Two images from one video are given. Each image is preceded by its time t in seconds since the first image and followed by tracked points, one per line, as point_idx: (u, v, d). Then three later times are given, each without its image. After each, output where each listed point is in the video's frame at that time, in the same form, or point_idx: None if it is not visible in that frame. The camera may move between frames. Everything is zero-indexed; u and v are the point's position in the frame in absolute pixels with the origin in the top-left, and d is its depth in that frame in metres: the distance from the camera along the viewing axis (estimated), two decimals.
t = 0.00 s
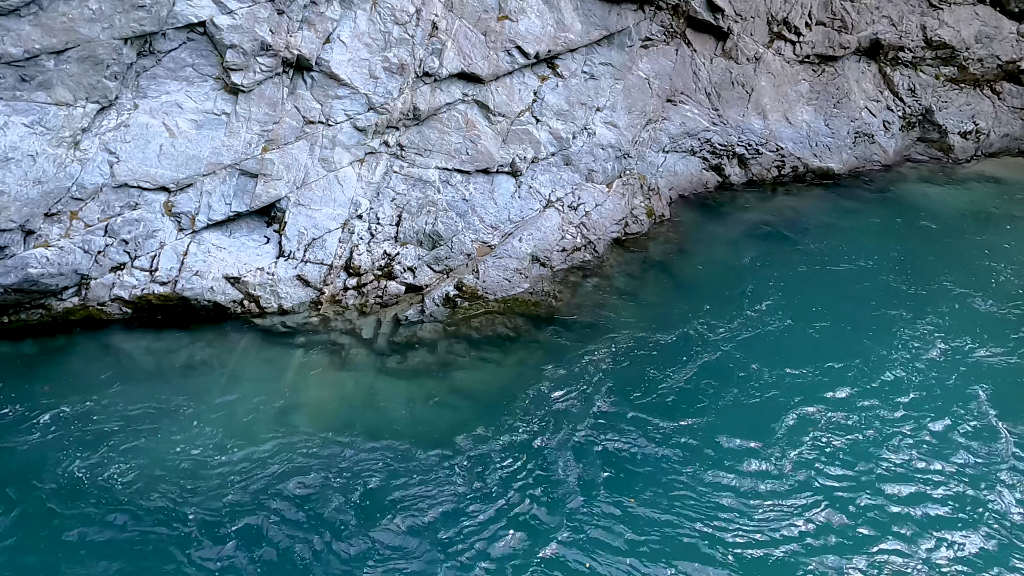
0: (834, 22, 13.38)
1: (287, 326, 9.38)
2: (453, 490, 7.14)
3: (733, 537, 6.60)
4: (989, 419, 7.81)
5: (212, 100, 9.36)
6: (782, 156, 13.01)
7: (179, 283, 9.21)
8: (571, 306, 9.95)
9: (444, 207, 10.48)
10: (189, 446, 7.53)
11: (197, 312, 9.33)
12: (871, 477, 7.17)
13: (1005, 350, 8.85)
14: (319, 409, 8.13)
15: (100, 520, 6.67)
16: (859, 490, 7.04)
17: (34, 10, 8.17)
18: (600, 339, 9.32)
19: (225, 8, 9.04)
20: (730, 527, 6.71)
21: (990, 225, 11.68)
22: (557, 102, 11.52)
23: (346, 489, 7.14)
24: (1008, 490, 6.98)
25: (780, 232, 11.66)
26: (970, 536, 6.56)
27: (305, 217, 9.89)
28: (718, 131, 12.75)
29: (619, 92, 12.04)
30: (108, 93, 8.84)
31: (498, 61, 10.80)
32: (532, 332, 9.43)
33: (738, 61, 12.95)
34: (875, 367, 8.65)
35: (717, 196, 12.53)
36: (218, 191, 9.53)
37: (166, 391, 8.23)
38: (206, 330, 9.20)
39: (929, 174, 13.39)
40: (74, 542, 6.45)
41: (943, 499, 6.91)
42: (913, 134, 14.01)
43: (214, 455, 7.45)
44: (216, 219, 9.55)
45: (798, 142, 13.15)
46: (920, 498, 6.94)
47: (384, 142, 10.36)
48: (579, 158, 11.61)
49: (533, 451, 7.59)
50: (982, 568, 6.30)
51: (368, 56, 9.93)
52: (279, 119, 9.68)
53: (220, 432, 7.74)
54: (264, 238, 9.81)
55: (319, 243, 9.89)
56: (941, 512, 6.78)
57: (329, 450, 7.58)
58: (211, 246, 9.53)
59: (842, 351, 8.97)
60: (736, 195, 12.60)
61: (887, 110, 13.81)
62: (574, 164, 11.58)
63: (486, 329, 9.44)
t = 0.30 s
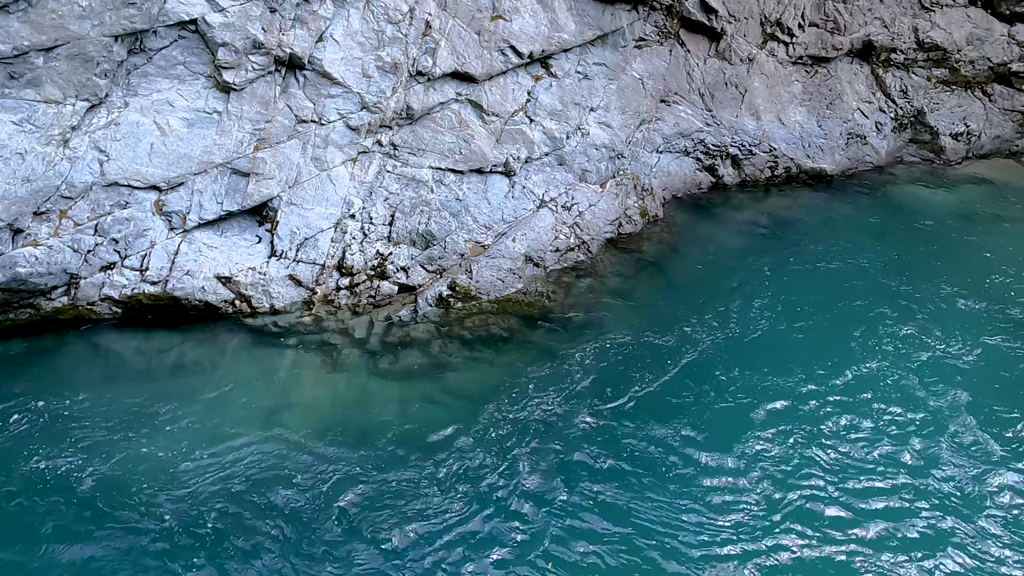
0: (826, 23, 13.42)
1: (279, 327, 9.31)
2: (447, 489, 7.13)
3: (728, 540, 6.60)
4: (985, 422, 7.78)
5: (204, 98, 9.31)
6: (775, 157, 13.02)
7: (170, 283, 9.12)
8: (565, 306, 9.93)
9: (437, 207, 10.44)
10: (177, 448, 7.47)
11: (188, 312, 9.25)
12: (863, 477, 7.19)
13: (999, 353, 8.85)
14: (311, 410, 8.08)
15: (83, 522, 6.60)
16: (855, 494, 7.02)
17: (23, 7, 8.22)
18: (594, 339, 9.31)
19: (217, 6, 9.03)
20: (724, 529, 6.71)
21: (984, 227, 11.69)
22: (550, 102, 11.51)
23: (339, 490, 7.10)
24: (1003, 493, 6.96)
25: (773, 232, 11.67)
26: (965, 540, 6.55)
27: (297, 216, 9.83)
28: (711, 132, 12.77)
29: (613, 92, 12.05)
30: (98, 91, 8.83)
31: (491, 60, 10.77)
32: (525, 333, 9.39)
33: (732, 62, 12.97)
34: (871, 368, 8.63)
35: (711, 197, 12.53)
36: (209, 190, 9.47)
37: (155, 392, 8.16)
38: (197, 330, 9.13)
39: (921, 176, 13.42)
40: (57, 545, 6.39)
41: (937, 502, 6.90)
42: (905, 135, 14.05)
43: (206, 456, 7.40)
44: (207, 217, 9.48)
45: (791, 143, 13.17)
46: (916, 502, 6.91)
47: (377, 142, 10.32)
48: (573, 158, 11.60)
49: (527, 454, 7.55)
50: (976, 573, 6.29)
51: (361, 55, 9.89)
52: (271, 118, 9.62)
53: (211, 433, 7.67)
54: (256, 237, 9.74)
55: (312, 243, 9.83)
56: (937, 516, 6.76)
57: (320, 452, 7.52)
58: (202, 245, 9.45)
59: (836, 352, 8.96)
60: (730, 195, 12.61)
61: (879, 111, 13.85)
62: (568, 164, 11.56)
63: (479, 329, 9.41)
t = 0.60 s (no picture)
0: (819, 25, 13.49)
1: (273, 327, 9.27)
2: (445, 488, 7.15)
3: (724, 539, 6.63)
4: (976, 422, 7.84)
5: (197, 97, 9.26)
6: (768, 158, 13.08)
7: (163, 283, 9.08)
8: (560, 306, 9.94)
9: (432, 207, 10.43)
10: (171, 449, 7.42)
11: (182, 313, 9.20)
12: (858, 474, 7.25)
13: (989, 352, 8.93)
14: (307, 410, 8.06)
15: (81, 521, 6.59)
16: (849, 494, 7.04)
17: (14, 5, 8.13)
18: (590, 338, 9.34)
19: (211, 5, 8.97)
20: (720, 527, 6.74)
21: (974, 228, 11.79)
22: (545, 103, 11.51)
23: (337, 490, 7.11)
24: (994, 493, 7.02)
25: (767, 233, 11.74)
26: (957, 538, 6.60)
27: (291, 216, 9.80)
28: (705, 133, 12.81)
29: (608, 93, 12.08)
30: (91, 91, 8.77)
31: (486, 61, 10.77)
32: (520, 333, 9.40)
33: (725, 64, 13.02)
34: (864, 369, 8.68)
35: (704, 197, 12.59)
36: (203, 190, 9.42)
37: (148, 393, 8.11)
38: (191, 331, 9.08)
39: (912, 177, 13.52)
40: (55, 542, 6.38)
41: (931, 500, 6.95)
42: (897, 136, 14.13)
43: (200, 457, 7.36)
44: (201, 218, 9.44)
45: (784, 144, 13.24)
46: (909, 501, 6.96)
47: (371, 142, 10.30)
48: (568, 159, 11.61)
49: (522, 454, 7.55)
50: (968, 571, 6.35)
51: (356, 55, 9.86)
52: (265, 118, 9.58)
53: (205, 434, 7.64)
54: (250, 238, 9.70)
55: (306, 243, 9.80)
56: (930, 514, 6.81)
57: (317, 453, 7.50)
58: (195, 246, 9.41)
59: (829, 352, 9.01)
60: (723, 196, 12.66)
61: (871, 112, 13.93)
62: (562, 164, 11.57)
63: (474, 330, 9.41)
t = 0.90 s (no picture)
0: (810, 25, 13.55)
1: (266, 328, 9.25)
2: (438, 485, 7.17)
3: (716, 536, 6.65)
4: (965, 420, 7.89)
5: (189, 98, 9.23)
6: (760, 158, 13.13)
7: (154, 284, 9.05)
8: (553, 306, 9.96)
9: (425, 208, 10.42)
10: (162, 451, 7.38)
11: (173, 314, 9.16)
12: (849, 473, 7.27)
13: (980, 349, 9.03)
14: (299, 410, 8.06)
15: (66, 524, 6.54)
16: (842, 490, 7.09)
17: (3, 5, 8.07)
18: (583, 338, 9.35)
19: (202, 5, 8.94)
20: (713, 526, 6.75)
21: (964, 228, 11.87)
22: (538, 103, 11.52)
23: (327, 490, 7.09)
24: (984, 490, 7.06)
25: (759, 233, 11.79)
26: (948, 534, 6.63)
27: (284, 217, 9.78)
28: (697, 133, 12.85)
29: (600, 93, 12.11)
30: (81, 91, 8.73)
31: (479, 61, 10.77)
32: (513, 333, 9.41)
33: (717, 64, 13.07)
34: (854, 367, 8.74)
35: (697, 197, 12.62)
36: (194, 190, 9.39)
37: (139, 395, 8.06)
38: (182, 332, 9.04)
39: (903, 177, 13.60)
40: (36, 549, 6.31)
41: (921, 497, 6.99)
42: (888, 136, 14.19)
43: (193, 457, 7.35)
44: (192, 218, 9.41)
45: (776, 144, 13.29)
46: (900, 497, 7.00)
47: (364, 142, 10.28)
48: (561, 159, 11.63)
49: (515, 453, 7.56)
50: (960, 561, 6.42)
51: (348, 55, 9.84)
52: (257, 118, 9.56)
53: (198, 434, 7.62)
54: (242, 238, 9.67)
55: (298, 244, 9.78)
56: (923, 511, 6.86)
57: (310, 454, 7.48)
58: (187, 246, 9.38)
59: (820, 351, 9.06)
60: (716, 196, 12.69)
61: (862, 113, 14.00)
62: (555, 164, 11.59)
63: (467, 329, 9.41)
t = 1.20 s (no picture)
0: (802, 27, 13.60)
1: (256, 328, 9.21)
2: (430, 487, 7.17)
3: (709, 537, 6.66)
4: (955, 421, 7.93)
5: (178, 96, 9.18)
6: (752, 158, 13.17)
7: (143, 284, 9.00)
8: (544, 307, 9.95)
9: (416, 207, 10.40)
10: (151, 453, 7.34)
11: (163, 314, 9.11)
12: (840, 474, 7.29)
13: (970, 349, 9.08)
14: (290, 410, 8.02)
15: (55, 527, 6.51)
16: (832, 490, 7.11)
17: None
18: (575, 338, 9.36)
19: (192, 3, 8.89)
20: (705, 527, 6.76)
21: (954, 229, 11.93)
22: (530, 103, 11.51)
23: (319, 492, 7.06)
24: (974, 489, 7.09)
25: (751, 233, 11.82)
26: (939, 534, 6.65)
27: (274, 216, 9.74)
28: (689, 133, 12.87)
29: (592, 93, 12.11)
30: (69, 89, 8.68)
31: (470, 61, 10.75)
32: (504, 333, 9.40)
33: (709, 65, 13.09)
34: (846, 368, 8.75)
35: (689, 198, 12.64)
36: (184, 189, 9.34)
37: (127, 396, 8.01)
38: (172, 333, 8.99)
39: (893, 178, 13.66)
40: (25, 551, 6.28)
41: (911, 497, 7.02)
42: (878, 137, 14.24)
43: (182, 458, 7.32)
44: (182, 217, 9.36)
45: (767, 145, 13.32)
46: (891, 497, 7.02)
47: (355, 141, 10.25)
48: (553, 159, 11.63)
49: (507, 455, 7.55)
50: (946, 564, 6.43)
51: (339, 54, 9.81)
52: (247, 117, 9.51)
53: (187, 435, 7.59)
54: (232, 238, 9.63)
55: (289, 244, 9.73)
56: (912, 511, 6.87)
57: (301, 455, 7.45)
58: (176, 246, 9.33)
59: (811, 351, 9.09)
60: (708, 197, 12.70)
61: (853, 114, 14.05)
62: (547, 164, 11.58)
63: (458, 330, 9.40)
